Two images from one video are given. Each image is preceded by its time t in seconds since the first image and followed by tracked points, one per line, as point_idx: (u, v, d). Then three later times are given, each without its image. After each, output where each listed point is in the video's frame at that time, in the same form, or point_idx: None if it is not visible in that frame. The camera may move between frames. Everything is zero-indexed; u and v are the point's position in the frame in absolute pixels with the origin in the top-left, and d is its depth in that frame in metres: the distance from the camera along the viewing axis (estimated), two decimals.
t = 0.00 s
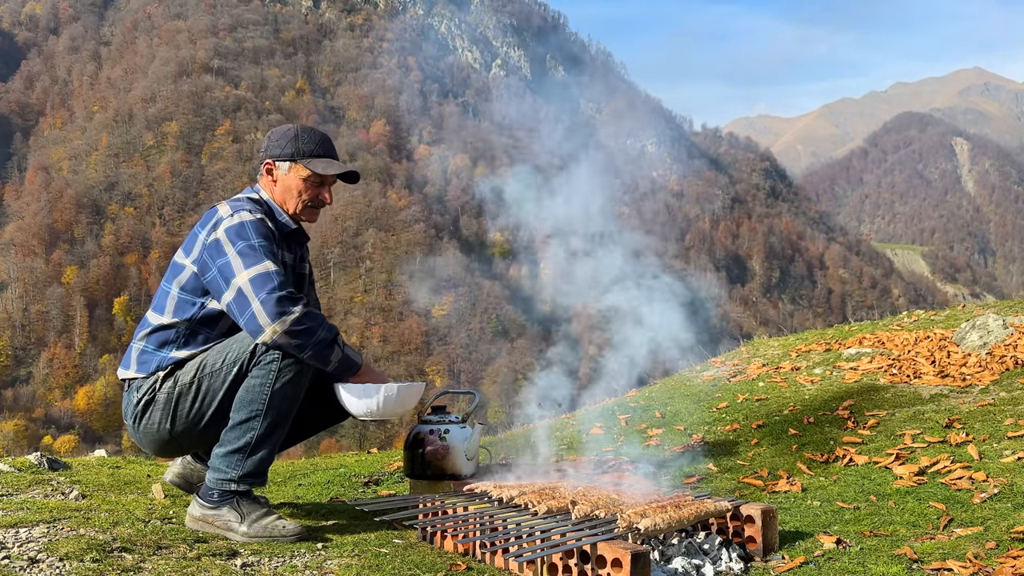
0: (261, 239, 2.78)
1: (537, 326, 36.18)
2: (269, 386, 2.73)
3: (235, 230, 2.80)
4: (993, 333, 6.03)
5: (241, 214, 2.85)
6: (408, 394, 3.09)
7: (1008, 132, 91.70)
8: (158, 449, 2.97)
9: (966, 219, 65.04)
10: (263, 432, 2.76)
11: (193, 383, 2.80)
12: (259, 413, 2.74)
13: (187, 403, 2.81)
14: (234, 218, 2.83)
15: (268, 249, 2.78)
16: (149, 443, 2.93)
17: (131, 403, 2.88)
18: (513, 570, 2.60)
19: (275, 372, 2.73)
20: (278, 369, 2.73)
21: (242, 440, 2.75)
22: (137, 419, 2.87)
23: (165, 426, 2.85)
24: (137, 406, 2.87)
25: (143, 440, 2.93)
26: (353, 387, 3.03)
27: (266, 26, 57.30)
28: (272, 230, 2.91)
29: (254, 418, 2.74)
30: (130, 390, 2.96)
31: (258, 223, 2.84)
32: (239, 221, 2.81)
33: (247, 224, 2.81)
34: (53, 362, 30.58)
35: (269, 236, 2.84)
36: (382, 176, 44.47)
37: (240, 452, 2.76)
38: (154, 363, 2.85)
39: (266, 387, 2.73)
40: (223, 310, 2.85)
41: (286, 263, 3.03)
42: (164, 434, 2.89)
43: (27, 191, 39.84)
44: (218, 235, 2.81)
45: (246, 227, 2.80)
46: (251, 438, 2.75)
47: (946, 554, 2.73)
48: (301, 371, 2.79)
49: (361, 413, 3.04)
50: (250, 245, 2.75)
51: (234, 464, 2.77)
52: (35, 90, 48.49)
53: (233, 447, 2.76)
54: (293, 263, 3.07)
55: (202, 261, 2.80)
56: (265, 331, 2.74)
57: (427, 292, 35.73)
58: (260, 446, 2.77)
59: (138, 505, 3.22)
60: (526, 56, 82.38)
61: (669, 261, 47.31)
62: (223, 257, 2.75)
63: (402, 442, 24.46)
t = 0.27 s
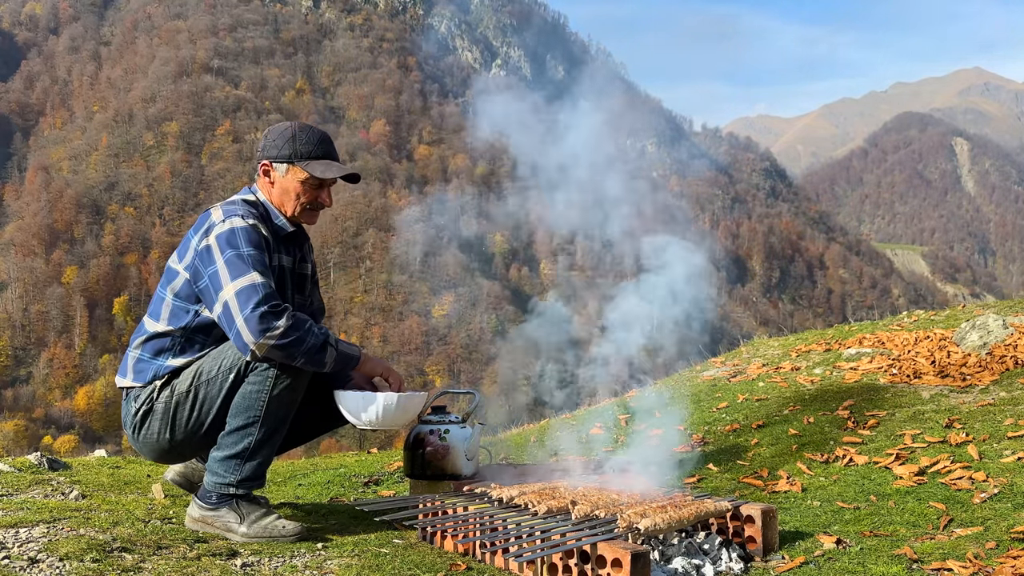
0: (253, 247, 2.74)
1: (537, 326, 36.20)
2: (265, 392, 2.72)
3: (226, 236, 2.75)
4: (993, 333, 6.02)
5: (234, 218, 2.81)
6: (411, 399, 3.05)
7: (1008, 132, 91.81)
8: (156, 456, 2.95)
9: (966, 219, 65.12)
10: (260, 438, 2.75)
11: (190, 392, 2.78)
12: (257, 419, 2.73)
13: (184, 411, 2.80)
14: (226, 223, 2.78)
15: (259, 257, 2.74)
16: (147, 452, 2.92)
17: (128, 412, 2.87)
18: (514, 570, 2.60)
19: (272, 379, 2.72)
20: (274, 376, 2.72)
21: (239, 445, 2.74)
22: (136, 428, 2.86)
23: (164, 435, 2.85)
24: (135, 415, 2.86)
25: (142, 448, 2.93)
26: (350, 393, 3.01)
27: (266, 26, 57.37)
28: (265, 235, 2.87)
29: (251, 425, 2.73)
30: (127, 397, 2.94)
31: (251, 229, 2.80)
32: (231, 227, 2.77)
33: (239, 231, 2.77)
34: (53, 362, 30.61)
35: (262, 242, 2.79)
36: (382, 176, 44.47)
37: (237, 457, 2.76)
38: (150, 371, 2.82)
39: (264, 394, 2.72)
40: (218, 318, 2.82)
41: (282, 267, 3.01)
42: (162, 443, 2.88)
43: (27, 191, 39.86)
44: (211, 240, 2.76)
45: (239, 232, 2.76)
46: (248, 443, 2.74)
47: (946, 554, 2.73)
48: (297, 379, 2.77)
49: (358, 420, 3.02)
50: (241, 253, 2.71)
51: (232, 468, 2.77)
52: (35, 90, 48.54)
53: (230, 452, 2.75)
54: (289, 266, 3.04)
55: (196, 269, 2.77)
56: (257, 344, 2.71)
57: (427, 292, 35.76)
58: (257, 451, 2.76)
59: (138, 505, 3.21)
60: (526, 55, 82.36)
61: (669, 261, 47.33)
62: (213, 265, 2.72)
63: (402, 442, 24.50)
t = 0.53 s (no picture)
0: (245, 254, 2.73)
1: (538, 326, 36.21)
2: (264, 399, 2.71)
3: (219, 242, 2.74)
4: (992, 333, 6.03)
5: (227, 224, 2.79)
6: (410, 402, 3.04)
7: (1007, 132, 91.89)
8: (154, 462, 2.95)
9: (966, 219, 65.18)
10: (258, 444, 2.75)
11: (187, 398, 2.77)
12: (255, 425, 2.73)
13: (181, 419, 2.79)
14: (220, 228, 2.77)
15: (251, 263, 2.72)
16: (144, 458, 2.91)
17: (127, 419, 2.86)
18: (514, 571, 2.60)
19: (270, 387, 2.71)
20: (270, 383, 2.71)
21: (238, 450, 2.74)
22: (135, 435, 2.85)
23: (162, 443, 2.84)
24: (133, 423, 2.84)
25: (139, 455, 2.92)
26: (347, 399, 3.00)
27: (266, 26, 57.43)
28: (259, 240, 2.86)
29: (249, 431, 2.73)
30: (124, 404, 2.93)
31: (245, 234, 2.78)
32: (224, 233, 2.75)
33: (232, 236, 2.75)
34: (53, 362, 30.61)
35: (254, 248, 2.77)
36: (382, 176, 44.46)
37: (236, 461, 2.76)
38: (148, 379, 2.82)
39: (262, 401, 2.71)
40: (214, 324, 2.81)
41: (278, 269, 3.00)
42: (161, 450, 2.87)
43: (27, 191, 39.86)
44: (203, 245, 2.76)
45: (232, 239, 2.75)
46: (247, 448, 2.74)
47: (946, 554, 2.73)
48: (294, 386, 2.76)
49: (355, 426, 3.01)
50: (234, 261, 2.70)
51: (230, 473, 2.76)
52: (35, 90, 48.52)
53: (228, 458, 2.75)
54: (285, 268, 3.03)
55: (191, 273, 2.76)
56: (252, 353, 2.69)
57: (427, 292, 35.78)
58: (256, 455, 2.76)
59: (138, 506, 3.22)
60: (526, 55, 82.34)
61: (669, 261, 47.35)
62: (206, 271, 2.71)
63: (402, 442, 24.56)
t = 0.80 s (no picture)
0: (243, 258, 2.71)
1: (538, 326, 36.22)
2: (264, 404, 2.72)
3: (216, 245, 2.72)
4: (993, 333, 6.02)
5: (224, 228, 2.78)
6: (406, 407, 3.04)
7: (1007, 132, 92.00)
8: (154, 464, 2.95)
9: (966, 219, 65.23)
10: (258, 447, 2.75)
11: (188, 402, 2.77)
12: (255, 429, 2.73)
13: (182, 423, 2.79)
14: (216, 233, 2.75)
15: (248, 267, 2.71)
16: (144, 461, 2.91)
17: (127, 423, 2.86)
18: (514, 570, 2.60)
19: (271, 391, 2.71)
20: (268, 388, 2.70)
21: (237, 453, 2.74)
22: (135, 438, 2.85)
23: (162, 446, 2.84)
24: (133, 427, 2.84)
25: (139, 458, 2.92)
26: (345, 404, 2.99)
27: (266, 27, 57.50)
28: (257, 243, 2.85)
29: (249, 434, 2.73)
30: (124, 408, 2.93)
31: (243, 237, 2.77)
32: (221, 237, 2.74)
33: (229, 241, 2.74)
34: (53, 362, 30.61)
35: (250, 252, 2.75)
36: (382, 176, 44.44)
37: (236, 465, 2.75)
38: (148, 383, 2.81)
39: (262, 405, 2.72)
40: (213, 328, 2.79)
41: (275, 272, 2.99)
42: (161, 454, 2.87)
43: (27, 191, 39.86)
44: (201, 249, 2.75)
45: (229, 242, 2.73)
46: (247, 451, 2.74)
47: (946, 554, 2.73)
48: (292, 391, 2.76)
49: (352, 431, 3.00)
50: (231, 265, 2.68)
51: (231, 475, 2.76)
52: (35, 90, 48.51)
53: (228, 460, 2.75)
54: (282, 269, 3.02)
55: (189, 278, 2.75)
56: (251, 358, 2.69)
57: (427, 292, 35.80)
58: (256, 458, 2.77)
59: (139, 505, 3.21)
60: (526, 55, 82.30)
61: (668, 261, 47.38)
62: (203, 276, 2.70)
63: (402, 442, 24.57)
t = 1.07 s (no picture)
0: (243, 262, 2.71)
1: (538, 325, 36.23)
2: (265, 406, 2.71)
3: (215, 249, 2.72)
4: (992, 334, 6.02)
5: (223, 230, 2.77)
6: (404, 409, 3.05)
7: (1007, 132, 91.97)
8: (156, 465, 2.95)
9: (966, 219, 65.24)
10: (259, 449, 2.75)
11: (190, 403, 2.76)
12: (255, 431, 2.73)
13: (184, 424, 2.79)
14: (216, 235, 2.74)
15: (246, 271, 2.70)
16: (145, 462, 2.91)
17: (129, 424, 2.86)
18: (514, 570, 2.59)
19: (270, 395, 2.71)
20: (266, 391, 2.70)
21: (238, 454, 2.74)
22: (136, 440, 2.85)
23: (162, 447, 2.84)
24: (135, 428, 2.84)
25: (140, 458, 2.92)
26: (343, 407, 2.98)
27: (265, 27, 57.53)
28: (257, 244, 2.85)
29: (250, 436, 2.72)
30: (125, 408, 2.92)
31: (242, 239, 2.76)
32: (220, 239, 2.74)
33: (228, 243, 2.73)
34: (53, 362, 30.61)
35: (249, 254, 2.75)
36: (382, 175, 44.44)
37: (237, 465, 2.76)
38: (149, 384, 2.81)
39: (263, 406, 2.71)
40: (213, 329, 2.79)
41: (276, 273, 2.98)
42: (162, 455, 2.87)
43: (27, 191, 39.88)
44: (200, 252, 2.75)
45: (229, 244, 2.73)
46: (248, 452, 2.75)
47: (946, 554, 2.73)
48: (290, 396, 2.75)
49: (350, 434, 3.00)
50: (231, 269, 2.68)
51: (231, 476, 2.76)
52: (35, 90, 48.50)
53: (227, 461, 2.75)
54: (282, 271, 3.01)
55: (189, 279, 2.74)
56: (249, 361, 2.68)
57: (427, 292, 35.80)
58: (256, 459, 2.77)
59: (139, 506, 3.22)
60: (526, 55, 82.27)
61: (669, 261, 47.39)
62: (202, 279, 2.70)
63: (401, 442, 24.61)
